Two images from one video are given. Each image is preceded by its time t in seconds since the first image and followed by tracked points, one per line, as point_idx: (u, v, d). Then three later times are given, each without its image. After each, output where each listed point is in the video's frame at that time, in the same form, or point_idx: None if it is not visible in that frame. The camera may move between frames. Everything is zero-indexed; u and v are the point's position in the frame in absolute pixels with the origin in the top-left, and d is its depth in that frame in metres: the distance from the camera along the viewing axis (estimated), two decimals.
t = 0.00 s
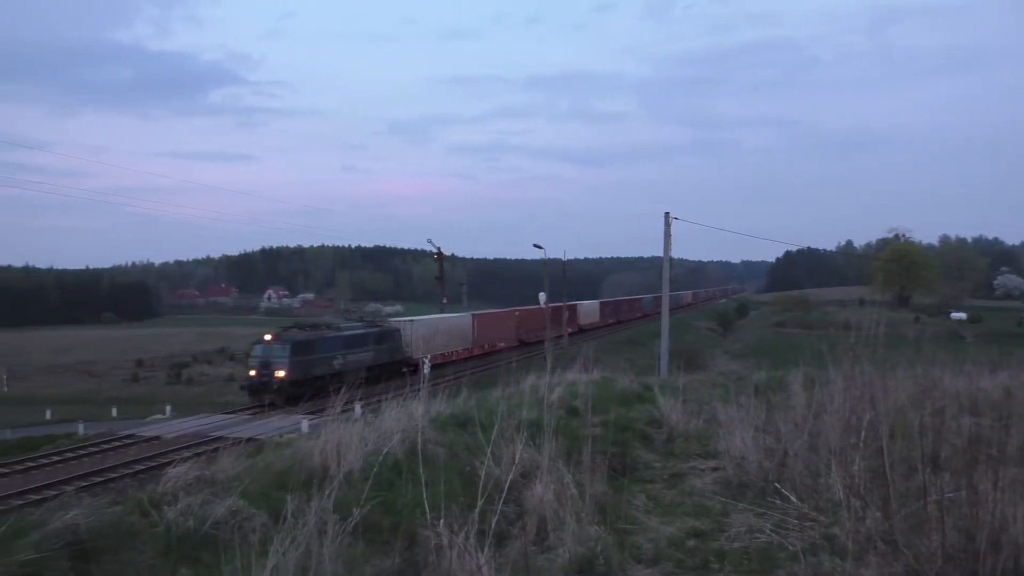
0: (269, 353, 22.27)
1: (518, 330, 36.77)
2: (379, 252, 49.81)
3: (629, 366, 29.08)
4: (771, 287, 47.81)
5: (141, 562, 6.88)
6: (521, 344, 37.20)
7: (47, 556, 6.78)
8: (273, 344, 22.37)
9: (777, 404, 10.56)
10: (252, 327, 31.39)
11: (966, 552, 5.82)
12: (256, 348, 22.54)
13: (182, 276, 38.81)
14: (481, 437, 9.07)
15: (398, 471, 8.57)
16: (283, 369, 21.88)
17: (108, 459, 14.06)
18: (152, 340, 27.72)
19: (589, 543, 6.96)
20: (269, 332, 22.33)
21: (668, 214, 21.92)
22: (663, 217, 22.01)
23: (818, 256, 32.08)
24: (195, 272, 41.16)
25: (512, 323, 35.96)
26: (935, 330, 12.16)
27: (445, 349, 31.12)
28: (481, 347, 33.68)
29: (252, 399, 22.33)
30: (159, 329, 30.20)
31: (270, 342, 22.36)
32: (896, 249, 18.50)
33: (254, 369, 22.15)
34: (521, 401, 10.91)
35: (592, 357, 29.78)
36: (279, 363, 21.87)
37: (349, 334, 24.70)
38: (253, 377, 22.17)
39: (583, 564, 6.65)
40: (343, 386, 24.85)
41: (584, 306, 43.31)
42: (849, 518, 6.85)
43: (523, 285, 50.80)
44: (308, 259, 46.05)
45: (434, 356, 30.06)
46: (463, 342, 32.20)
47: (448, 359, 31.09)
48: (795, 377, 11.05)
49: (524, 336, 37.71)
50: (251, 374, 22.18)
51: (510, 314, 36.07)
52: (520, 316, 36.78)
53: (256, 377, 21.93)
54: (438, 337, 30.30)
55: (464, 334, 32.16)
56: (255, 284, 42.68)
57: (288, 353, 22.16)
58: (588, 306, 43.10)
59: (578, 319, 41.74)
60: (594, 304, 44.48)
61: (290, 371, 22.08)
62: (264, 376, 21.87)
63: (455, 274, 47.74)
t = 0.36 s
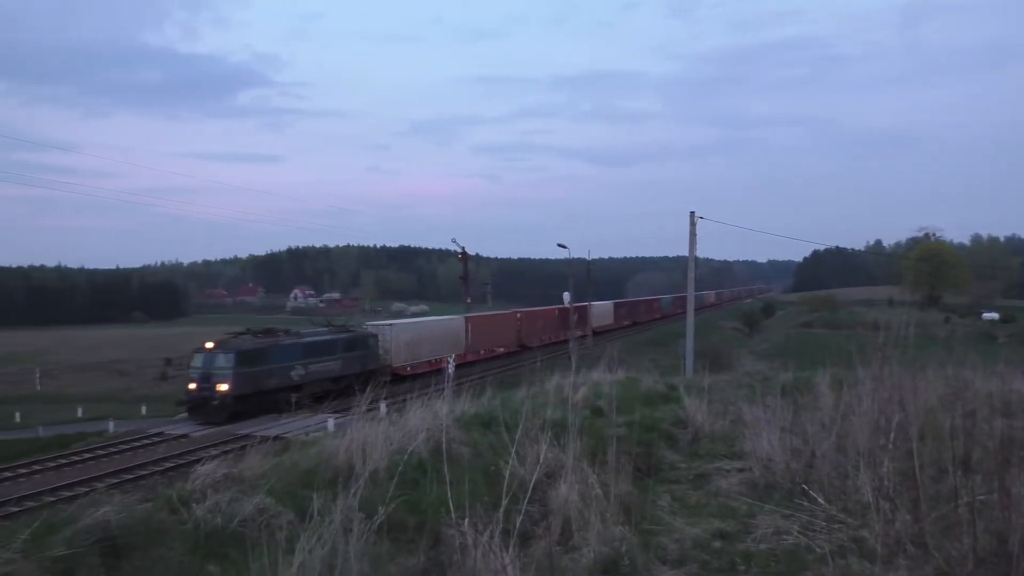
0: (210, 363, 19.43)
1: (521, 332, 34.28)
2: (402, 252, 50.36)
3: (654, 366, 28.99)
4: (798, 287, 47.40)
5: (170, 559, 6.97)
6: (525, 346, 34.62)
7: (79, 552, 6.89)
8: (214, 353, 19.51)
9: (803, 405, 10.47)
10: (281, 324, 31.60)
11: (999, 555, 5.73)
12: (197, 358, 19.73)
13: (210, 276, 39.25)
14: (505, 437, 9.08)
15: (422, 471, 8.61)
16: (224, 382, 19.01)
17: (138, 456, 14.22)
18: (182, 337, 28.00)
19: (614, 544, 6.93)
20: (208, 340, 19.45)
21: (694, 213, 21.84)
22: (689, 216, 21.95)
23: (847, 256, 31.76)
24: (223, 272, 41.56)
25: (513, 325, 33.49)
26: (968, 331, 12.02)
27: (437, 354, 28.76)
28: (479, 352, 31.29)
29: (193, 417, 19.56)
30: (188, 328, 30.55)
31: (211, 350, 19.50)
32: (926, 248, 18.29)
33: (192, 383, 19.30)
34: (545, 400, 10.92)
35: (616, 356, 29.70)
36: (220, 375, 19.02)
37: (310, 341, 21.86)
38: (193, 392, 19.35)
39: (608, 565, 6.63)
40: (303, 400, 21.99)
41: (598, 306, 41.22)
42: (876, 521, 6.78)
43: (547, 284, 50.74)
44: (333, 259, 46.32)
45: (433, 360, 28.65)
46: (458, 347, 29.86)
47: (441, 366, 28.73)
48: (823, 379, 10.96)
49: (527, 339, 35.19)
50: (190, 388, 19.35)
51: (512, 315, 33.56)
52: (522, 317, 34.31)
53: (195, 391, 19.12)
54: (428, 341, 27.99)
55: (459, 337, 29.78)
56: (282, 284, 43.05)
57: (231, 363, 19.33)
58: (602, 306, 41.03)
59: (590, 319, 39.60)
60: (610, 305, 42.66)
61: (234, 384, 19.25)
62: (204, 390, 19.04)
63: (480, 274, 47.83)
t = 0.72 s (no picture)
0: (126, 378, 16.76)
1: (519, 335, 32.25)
2: (428, 252, 50.71)
3: (681, 365, 28.85)
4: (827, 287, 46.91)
5: (201, 555, 7.05)
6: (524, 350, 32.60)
7: (113, 548, 7.00)
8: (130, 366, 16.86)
9: (833, 407, 10.34)
10: (309, 322, 31.81)
11: None
12: (111, 372, 17.06)
13: (239, 275, 39.59)
14: (531, 437, 9.10)
15: (449, 470, 8.64)
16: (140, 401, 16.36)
17: (169, 453, 14.44)
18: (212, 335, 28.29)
19: (641, 544, 6.91)
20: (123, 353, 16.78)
21: (723, 213, 21.71)
22: (717, 216, 21.84)
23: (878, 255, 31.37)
24: (251, 271, 41.97)
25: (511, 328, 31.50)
26: (1004, 332, 11.83)
27: (417, 361, 26.98)
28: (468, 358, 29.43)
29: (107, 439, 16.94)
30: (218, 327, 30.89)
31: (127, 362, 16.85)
32: (960, 247, 18.04)
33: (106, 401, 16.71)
34: (571, 401, 10.90)
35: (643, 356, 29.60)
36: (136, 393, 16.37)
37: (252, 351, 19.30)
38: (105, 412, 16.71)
39: (635, 566, 6.61)
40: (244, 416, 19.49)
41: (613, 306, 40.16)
42: (909, 523, 6.68)
43: (573, 283, 50.62)
44: (360, 259, 46.61)
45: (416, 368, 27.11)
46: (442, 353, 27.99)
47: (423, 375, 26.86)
48: (853, 380, 10.85)
49: (529, 342, 33.13)
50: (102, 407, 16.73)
51: (509, 317, 31.46)
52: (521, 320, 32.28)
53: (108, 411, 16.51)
54: (404, 348, 26.22)
55: (442, 343, 27.92)
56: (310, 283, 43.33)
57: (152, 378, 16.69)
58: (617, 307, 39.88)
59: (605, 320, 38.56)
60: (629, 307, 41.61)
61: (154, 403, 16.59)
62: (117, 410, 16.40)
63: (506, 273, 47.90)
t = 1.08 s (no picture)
0: None
1: (511, 340, 30.22)
2: (454, 251, 51.01)
3: (709, 365, 28.69)
4: (858, 287, 46.40)
5: (233, 551, 7.13)
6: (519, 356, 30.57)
7: (147, 544, 7.13)
8: None
9: (865, 408, 10.21)
10: (337, 322, 32.03)
11: None
12: None
13: (270, 274, 39.92)
14: (559, 436, 9.10)
15: (477, 469, 8.67)
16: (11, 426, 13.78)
17: (201, 451, 14.65)
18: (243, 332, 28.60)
19: (670, 545, 6.88)
20: None
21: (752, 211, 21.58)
22: (746, 215, 21.72)
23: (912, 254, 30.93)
24: (281, 271, 42.20)
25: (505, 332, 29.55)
26: None
27: (390, 371, 24.54)
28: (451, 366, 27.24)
29: None
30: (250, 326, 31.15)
31: None
32: (997, 246, 17.77)
33: None
34: (600, 401, 10.87)
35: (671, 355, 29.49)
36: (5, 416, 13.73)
37: (161, 365, 16.74)
38: None
39: (663, 566, 6.57)
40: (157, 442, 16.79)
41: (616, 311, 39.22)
42: (944, 526, 6.56)
43: (600, 283, 50.52)
44: (388, 260, 46.90)
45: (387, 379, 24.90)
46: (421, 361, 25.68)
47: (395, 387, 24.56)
48: (886, 380, 10.73)
49: (526, 348, 31.20)
50: None
51: (500, 321, 29.50)
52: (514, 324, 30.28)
53: None
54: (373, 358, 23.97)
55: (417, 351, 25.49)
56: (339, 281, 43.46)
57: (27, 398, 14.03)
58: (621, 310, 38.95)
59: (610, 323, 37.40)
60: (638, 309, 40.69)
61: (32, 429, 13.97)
62: None
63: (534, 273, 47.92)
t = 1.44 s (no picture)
0: None
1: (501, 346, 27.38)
2: (480, 250, 51.12)
3: (736, 365, 28.53)
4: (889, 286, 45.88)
5: (262, 548, 7.19)
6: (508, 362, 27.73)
7: (177, 541, 7.21)
8: None
9: (895, 410, 10.09)
10: (364, 321, 32.22)
11: None
12: None
13: (298, 274, 40.30)
14: (585, 436, 9.09)
15: (502, 468, 8.69)
16: None
17: (230, 448, 14.83)
18: (273, 331, 28.88)
19: (697, 546, 6.85)
20: None
21: (780, 211, 21.45)
22: (774, 214, 21.58)
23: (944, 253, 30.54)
24: (308, 270, 42.49)
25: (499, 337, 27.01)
26: None
27: (347, 384, 20.63)
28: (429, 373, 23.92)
29: None
30: (278, 325, 31.44)
31: None
32: None
33: None
34: (627, 401, 10.84)
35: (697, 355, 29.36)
36: None
37: (18, 382, 12.41)
38: None
39: (690, 568, 6.53)
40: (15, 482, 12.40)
41: (623, 314, 37.41)
42: (977, 529, 6.47)
43: (627, 282, 50.36)
44: (414, 259, 47.16)
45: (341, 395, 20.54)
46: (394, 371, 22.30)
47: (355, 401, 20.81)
48: (917, 382, 10.61)
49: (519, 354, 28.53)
50: None
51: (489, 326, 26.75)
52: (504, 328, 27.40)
53: None
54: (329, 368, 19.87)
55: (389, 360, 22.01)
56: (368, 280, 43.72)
57: None
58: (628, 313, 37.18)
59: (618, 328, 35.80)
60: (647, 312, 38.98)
61: None
62: None
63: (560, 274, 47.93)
